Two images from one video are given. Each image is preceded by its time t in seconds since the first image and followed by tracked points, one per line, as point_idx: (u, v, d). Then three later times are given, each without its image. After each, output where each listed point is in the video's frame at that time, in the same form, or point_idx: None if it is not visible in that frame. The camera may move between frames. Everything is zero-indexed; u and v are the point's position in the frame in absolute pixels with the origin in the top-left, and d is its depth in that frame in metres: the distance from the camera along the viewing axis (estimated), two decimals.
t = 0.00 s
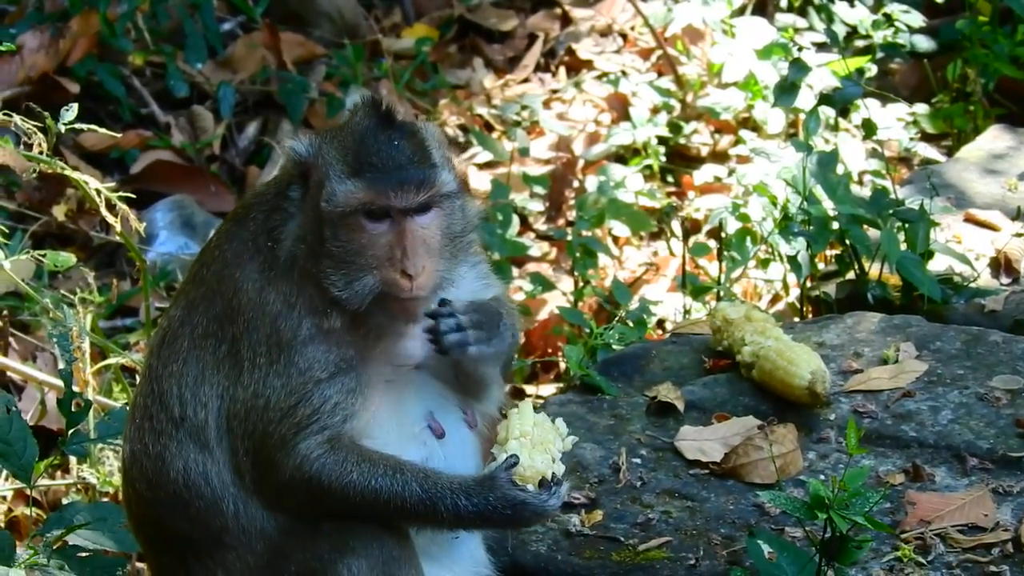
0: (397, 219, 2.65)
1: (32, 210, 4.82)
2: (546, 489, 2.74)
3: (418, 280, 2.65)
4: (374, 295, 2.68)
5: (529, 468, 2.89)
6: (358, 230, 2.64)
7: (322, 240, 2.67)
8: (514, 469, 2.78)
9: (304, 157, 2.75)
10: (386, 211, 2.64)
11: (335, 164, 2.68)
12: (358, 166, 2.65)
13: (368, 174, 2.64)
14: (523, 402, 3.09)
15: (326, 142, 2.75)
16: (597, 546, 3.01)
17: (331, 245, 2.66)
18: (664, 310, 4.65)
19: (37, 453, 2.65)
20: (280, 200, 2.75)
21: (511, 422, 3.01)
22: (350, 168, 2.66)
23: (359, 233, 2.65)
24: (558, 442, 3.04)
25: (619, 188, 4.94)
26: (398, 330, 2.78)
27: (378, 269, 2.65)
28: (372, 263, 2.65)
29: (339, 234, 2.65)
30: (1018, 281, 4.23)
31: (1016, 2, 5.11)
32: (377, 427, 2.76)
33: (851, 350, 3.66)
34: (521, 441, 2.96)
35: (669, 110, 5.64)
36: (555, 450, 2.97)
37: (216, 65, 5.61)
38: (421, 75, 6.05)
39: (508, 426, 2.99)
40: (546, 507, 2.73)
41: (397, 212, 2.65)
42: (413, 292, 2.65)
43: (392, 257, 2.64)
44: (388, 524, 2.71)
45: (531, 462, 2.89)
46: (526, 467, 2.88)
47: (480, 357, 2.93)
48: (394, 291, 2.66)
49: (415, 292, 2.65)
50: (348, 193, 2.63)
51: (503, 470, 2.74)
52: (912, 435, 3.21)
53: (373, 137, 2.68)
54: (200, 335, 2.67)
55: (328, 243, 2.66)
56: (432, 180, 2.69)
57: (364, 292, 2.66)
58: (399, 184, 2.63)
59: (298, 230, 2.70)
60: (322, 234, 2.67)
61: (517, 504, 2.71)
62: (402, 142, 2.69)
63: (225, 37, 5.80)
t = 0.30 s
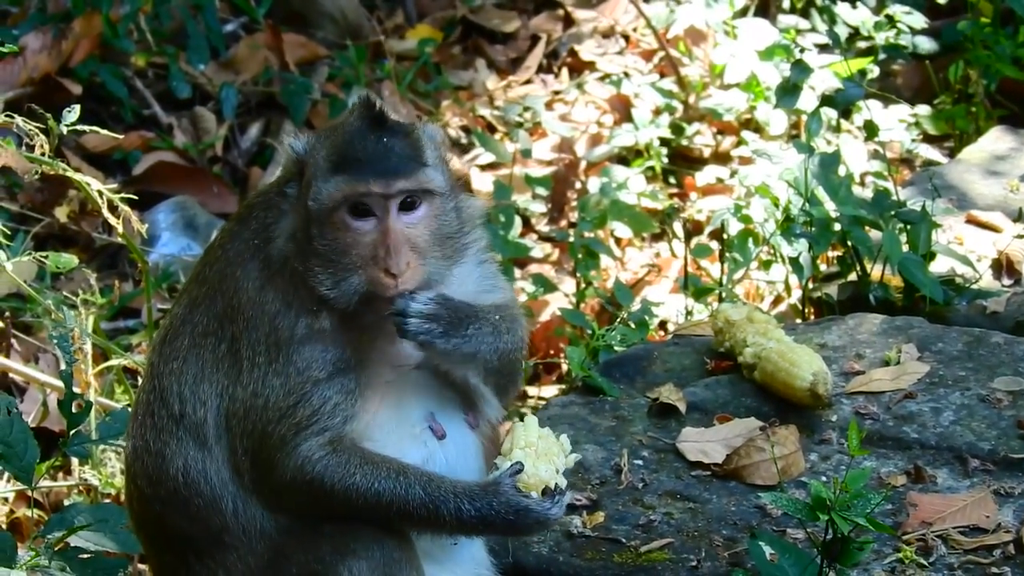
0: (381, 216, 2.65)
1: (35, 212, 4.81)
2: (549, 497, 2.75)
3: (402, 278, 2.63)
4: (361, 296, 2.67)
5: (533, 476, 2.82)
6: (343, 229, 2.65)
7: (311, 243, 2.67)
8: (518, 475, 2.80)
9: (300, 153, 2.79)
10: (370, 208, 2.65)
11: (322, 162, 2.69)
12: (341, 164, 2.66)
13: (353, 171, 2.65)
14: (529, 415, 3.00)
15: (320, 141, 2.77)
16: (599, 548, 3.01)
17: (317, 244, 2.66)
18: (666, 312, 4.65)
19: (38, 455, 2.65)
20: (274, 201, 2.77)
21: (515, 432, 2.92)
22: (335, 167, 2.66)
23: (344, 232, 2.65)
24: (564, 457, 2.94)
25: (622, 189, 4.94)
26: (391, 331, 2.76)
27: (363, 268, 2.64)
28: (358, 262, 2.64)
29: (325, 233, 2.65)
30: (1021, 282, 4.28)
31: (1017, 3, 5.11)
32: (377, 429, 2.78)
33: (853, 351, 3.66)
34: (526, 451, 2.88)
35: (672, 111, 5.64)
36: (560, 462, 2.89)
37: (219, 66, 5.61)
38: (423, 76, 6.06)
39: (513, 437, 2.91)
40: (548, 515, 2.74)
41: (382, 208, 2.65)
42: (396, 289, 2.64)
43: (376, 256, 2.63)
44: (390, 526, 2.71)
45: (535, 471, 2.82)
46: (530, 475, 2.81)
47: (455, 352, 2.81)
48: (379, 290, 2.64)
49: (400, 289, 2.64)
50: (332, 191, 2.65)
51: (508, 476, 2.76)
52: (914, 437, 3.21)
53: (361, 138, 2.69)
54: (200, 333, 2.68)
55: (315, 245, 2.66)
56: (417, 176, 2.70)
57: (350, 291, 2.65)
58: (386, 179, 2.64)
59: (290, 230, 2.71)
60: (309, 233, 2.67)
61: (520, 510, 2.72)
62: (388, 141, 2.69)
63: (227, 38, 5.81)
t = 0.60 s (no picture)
0: (349, 218, 2.65)
1: (36, 213, 4.82)
2: (549, 502, 2.74)
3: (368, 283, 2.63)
4: (334, 298, 2.67)
5: (533, 480, 2.90)
6: (317, 230, 2.66)
7: (288, 245, 2.69)
8: (519, 478, 2.80)
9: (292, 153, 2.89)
10: (339, 210, 2.66)
11: (300, 164, 2.74)
12: (314, 165, 2.70)
13: (325, 172, 2.68)
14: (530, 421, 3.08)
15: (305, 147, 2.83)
16: (599, 550, 3.01)
17: (295, 247, 2.68)
18: (667, 314, 4.65)
19: (39, 457, 2.66)
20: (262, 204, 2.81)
21: (517, 438, 3.02)
22: (309, 169, 2.71)
23: (318, 234, 2.66)
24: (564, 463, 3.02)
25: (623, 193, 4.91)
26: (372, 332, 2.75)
27: (334, 271, 2.65)
28: (329, 264, 2.65)
29: (301, 234, 2.67)
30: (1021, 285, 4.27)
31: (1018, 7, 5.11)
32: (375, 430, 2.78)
33: (854, 354, 3.66)
34: (527, 455, 2.96)
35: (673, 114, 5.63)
36: (560, 467, 2.97)
37: (220, 69, 5.62)
38: (425, 79, 6.07)
39: (514, 442, 3.00)
40: (548, 519, 2.73)
41: (355, 210, 2.66)
42: (364, 294, 2.64)
43: (343, 259, 2.63)
44: (390, 528, 2.71)
45: (535, 476, 2.90)
46: (531, 478, 2.90)
47: (431, 354, 2.78)
48: (346, 294, 2.65)
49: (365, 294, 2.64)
50: (302, 193, 2.68)
51: (509, 478, 2.76)
52: (914, 439, 3.21)
53: (337, 140, 2.73)
54: (199, 329, 2.69)
55: (290, 247, 2.68)
56: (386, 177, 2.71)
57: (318, 295, 2.66)
58: (355, 178, 2.66)
59: (274, 230, 2.72)
60: (287, 234, 2.70)
61: (521, 512, 2.71)
62: (361, 143, 2.72)
63: (229, 41, 5.82)
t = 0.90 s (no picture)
0: (320, 211, 2.65)
1: (35, 214, 4.83)
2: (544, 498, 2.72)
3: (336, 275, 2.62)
4: (305, 293, 2.65)
5: (527, 476, 2.88)
6: (290, 222, 2.66)
7: (266, 242, 2.69)
8: (514, 476, 2.77)
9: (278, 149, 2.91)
10: (312, 203, 2.66)
11: (279, 160, 2.77)
12: (290, 159, 2.73)
13: (299, 167, 2.68)
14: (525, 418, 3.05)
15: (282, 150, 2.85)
16: (598, 550, 3.01)
17: (273, 243, 2.68)
18: (666, 315, 4.65)
19: (37, 457, 2.66)
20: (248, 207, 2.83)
21: (512, 434, 2.98)
22: (286, 164, 2.73)
23: (291, 227, 2.66)
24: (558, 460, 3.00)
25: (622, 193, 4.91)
26: (348, 327, 2.73)
27: (307, 265, 2.64)
28: (302, 258, 2.64)
29: (276, 226, 2.68)
30: (1019, 285, 4.26)
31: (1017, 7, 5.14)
32: (367, 429, 2.74)
33: (853, 354, 3.66)
34: (522, 452, 2.93)
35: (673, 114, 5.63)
36: (554, 463, 2.95)
37: (219, 69, 5.62)
38: (424, 80, 6.07)
39: (508, 440, 2.96)
40: (544, 517, 2.70)
41: (325, 204, 2.66)
42: (334, 288, 2.62)
43: (313, 250, 2.63)
44: (387, 530, 2.70)
45: (530, 474, 2.88)
46: (525, 475, 2.87)
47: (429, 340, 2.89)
48: (317, 289, 2.63)
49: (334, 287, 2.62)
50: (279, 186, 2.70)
51: (504, 477, 2.73)
52: (913, 439, 3.21)
53: (317, 136, 2.74)
54: (192, 332, 2.72)
55: (268, 243, 2.69)
56: (359, 172, 2.71)
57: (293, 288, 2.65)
58: (325, 172, 2.65)
59: (256, 228, 2.72)
60: (266, 232, 2.69)
61: (516, 510, 2.68)
62: (338, 138, 2.75)
63: (228, 42, 5.82)
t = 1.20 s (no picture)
0: (309, 211, 2.65)
1: (32, 215, 4.83)
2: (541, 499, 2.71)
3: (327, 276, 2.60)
4: (294, 293, 2.65)
5: (525, 475, 2.81)
6: (279, 223, 2.68)
7: (254, 243, 2.70)
8: (512, 474, 2.77)
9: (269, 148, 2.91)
10: (301, 204, 2.66)
11: (270, 160, 2.77)
12: (281, 160, 2.73)
13: (288, 168, 2.68)
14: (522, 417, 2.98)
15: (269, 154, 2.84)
16: (596, 550, 3.02)
17: (263, 244, 2.69)
18: (663, 314, 4.65)
19: (35, 458, 2.65)
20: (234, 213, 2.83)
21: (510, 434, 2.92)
22: (276, 164, 2.73)
23: (280, 227, 2.68)
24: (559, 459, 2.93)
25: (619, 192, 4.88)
26: (337, 327, 2.73)
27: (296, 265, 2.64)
28: (292, 259, 2.65)
29: (265, 226, 2.69)
30: (1017, 283, 4.22)
31: (1015, 6, 5.19)
32: (364, 430, 2.75)
33: (850, 353, 3.66)
34: (519, 451, 2.87)
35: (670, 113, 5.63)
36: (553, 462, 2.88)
37: (216, 69, 5.62)
38: (421, 79, 6.07)
39: (504, 439, 2.90)
40: (542, 515, 2.69)
41: (315, 206, 2.66)
42: (322, 289, 2.61)
43: (301, 251, 2.63)
44: (385, 530, 2.69)
45: (527, 472, 2.81)
46: (522, 474, 2.80)
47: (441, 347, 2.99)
48: (306, 290, 2.62)
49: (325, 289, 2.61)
50: (269, 187, 2.71)
51: (502, 475, 2.73)
52: (910, 438, 3.21)
53: (308, 137, 2.74)
54: (187, 335, 2.73)
55: (257, 244, 2.70)
56: (348, 173, 2.71)
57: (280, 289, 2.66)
58: (313, 176, 2.64)
59: (245, 228, 2.73)
60: (257, 233, 2.70)
61: (513, 509, 2.68)
62: (328, 140, 2.74)
63: (225, 42, 5.81)
